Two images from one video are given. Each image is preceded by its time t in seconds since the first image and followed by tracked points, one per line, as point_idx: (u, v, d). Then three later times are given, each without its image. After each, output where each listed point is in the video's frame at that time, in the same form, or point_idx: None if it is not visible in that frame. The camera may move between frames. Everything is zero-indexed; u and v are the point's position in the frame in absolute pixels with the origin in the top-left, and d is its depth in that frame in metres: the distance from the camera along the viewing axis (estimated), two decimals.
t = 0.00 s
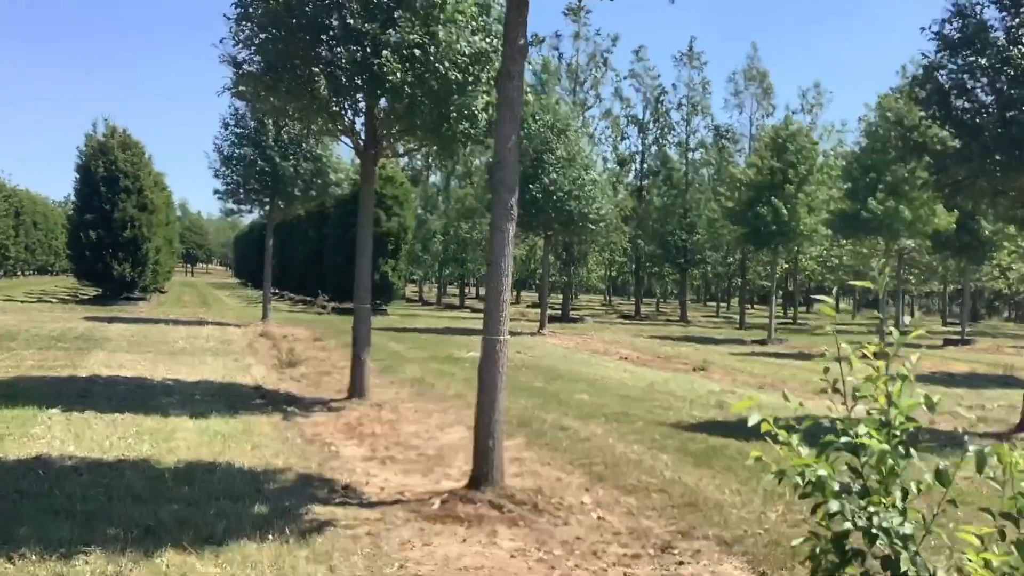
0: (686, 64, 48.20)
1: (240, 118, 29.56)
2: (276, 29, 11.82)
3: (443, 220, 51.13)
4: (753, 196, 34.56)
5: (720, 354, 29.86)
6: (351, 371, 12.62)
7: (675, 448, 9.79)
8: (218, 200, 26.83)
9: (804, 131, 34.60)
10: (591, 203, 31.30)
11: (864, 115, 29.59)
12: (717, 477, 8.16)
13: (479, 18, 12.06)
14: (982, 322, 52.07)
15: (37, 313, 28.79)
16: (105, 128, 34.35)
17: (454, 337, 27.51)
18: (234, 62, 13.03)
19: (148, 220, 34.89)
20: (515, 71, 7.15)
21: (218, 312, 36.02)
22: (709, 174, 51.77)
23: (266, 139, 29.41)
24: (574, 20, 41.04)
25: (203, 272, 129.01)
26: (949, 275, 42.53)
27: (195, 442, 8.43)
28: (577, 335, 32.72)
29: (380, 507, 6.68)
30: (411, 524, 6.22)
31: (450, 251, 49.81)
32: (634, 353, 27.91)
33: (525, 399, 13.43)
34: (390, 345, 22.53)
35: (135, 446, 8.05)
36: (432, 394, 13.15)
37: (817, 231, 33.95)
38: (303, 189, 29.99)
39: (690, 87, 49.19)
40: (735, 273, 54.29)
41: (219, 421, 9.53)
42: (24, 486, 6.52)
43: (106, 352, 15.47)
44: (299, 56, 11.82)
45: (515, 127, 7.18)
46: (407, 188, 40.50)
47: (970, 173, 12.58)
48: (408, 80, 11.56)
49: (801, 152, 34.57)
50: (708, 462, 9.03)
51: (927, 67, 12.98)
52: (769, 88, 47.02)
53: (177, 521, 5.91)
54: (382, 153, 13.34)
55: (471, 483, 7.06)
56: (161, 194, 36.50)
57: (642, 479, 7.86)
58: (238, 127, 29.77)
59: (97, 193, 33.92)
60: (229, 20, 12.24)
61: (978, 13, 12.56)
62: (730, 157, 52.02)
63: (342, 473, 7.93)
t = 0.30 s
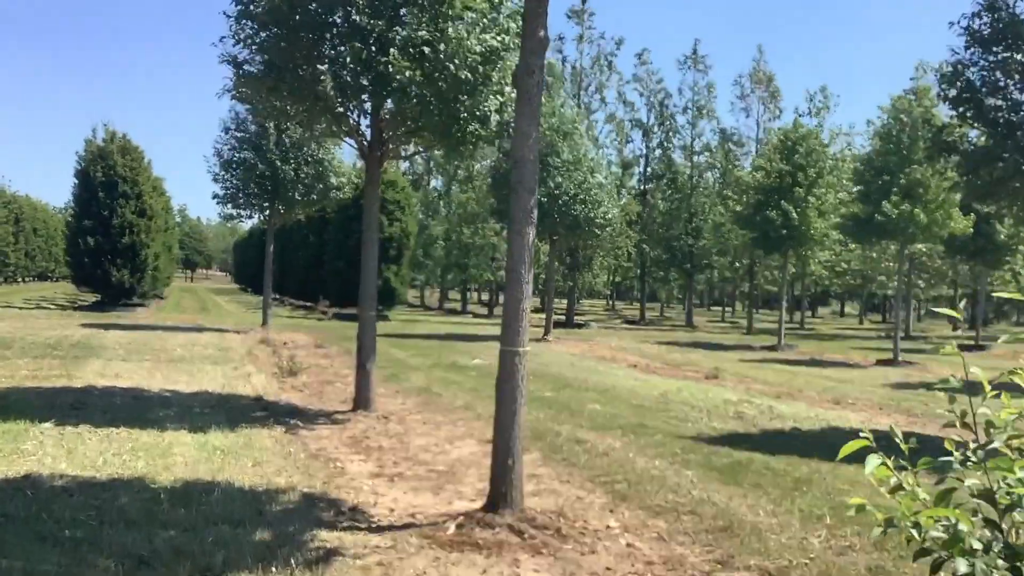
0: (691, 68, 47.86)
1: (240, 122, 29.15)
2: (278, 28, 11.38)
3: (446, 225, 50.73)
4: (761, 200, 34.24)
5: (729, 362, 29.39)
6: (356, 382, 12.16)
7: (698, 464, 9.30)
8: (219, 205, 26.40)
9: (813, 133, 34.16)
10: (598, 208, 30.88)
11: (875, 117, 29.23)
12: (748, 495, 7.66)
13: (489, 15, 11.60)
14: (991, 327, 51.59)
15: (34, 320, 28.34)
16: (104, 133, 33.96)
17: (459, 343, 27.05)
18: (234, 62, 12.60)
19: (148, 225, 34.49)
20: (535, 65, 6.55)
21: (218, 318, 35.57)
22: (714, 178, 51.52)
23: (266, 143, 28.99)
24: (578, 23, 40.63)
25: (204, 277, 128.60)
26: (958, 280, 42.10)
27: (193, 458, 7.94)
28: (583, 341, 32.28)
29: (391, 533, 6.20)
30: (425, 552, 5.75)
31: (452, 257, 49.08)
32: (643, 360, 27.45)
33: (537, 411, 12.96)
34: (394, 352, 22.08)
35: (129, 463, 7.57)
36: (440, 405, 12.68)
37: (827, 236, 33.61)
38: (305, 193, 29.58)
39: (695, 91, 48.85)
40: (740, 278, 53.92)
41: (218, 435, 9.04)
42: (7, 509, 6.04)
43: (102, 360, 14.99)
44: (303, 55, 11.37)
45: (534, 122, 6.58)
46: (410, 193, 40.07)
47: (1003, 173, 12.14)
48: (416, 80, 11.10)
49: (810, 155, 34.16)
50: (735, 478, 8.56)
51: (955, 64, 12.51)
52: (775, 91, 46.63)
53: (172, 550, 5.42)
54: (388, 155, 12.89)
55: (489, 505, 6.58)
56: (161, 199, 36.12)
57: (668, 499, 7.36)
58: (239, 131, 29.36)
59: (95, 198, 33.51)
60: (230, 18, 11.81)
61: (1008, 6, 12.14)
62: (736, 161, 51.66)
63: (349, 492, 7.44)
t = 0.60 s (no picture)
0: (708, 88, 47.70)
1: (256, 144, 29.08)
2: (297, 46, 11.14)
3: (462, 247, 50.51)
4: (784, 220, 33.87)
5: (754, 386, 28.87)
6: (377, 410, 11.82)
7: (740, 498, 8.87)
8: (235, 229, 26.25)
9: (835, 152, 33.74)
10: (619, 229, 30.57)
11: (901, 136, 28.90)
12: (797, 534, 7.22)
13: (514, 31, 11.30)
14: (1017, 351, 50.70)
15: (50, 344, 28.16)
16: (120, 156, 34.02)
17: (478, 367, 26.68)
18: (252, 81, 12.38)
19: (163, 249, 34.44)
20: (571, 78, 5.99)
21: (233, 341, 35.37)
22: (732, 199, 51.11)
23: (283, 165, 28.87)
24: (596, 43, 40.54)
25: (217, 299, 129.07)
26: (984, 301, 41.40)
27: (211, 492, 7.57)
28: (603, 365, 31.82)
29: None
30: None
31: (468, 279, 48.75)
32: (666, 384, 26.97)
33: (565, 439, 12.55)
34: (413, 376, 21.71)
35: (144, 498, 7.19)
36: (464, 433, 12.30)
37: (852, 256, 33.19)
38: (321, 216, 29.41)
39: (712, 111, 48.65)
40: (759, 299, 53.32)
41: (237, 467, 8.68)
42: (13, 552, 5.65)
43: (117, 386, 14.70)
44: (322, 74, 11.13)
45: (571, 136, 6.10)
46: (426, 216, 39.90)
47: None
48: (439, 97, 10.79)
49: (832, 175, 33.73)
50: (780, 514, 8.15)
51: (997, 81, 12.07)
52: (795, 111, 46.29)
53: None
54: (409, 174, 12.61)
55: (524, 546, 6.16)
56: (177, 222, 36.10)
57: (714, 537, 6.92)
58: (255, 153, 29.28)
59: (111, 221, 33.50)
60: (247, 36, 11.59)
61: None
62: (755, 182, 51.27)
63: (374, 529, 7.04)
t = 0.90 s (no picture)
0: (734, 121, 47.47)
1: (282, 181, 29.14)
2: (325, 79, 11.01)
3: (487, 283, 50.24)
4: (815, 253, 33.28)
5: (788, 422, 28.05)
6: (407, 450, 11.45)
7: (793, 545, 8.35)
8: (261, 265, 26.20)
9: (866, 184, 33.18)
10: (647, 263, 30.19)
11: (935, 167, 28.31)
12: None
13: (547, 60, 11.11)
14: None
15: (75, 382, 28.13)
16: (146, 194, 34.30)
17: (506, 404, 26.18)
18: (279, 114, 12.29)
19: (189, 285, 34.55)
20: (617, 104, 5.64)
21: (258, 378, 35.19)
22: (760, 232, 50.61)
23: (308, 202, 28.88)
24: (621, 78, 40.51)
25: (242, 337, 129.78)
26: None
27: (237, 540, 7.20)
28: (633, 401, 31.17)
29: None
30: None
31: (493, 314, 48.18)
32: (699, 421, 26.27)
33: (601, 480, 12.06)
34: (440, 414, 21.33)
35: (167, 547, 6.85)
36: (496, 473, 11.87)
37: (885, 290, 32.53)
38: (346, 252, 29.31)
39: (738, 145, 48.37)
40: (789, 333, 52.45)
41: (264, 512, 8.32)
42: None
43: (142, 426, 14.44)
44: (351, 107, 11.00)
45: (617, 163, 5.73)
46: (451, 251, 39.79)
47: None
48: (471, 129, 10.55)
49: (863, 208, 33.10)
50: (838, 563, 7.63)
51: None
52: (822, 144, 45.88)
53: None
54: (439, 208, 12.39)
55: None
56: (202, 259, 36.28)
57: None
58: (280, 190, 29.32)
59: (137, 259, 33.65)
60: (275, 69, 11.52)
61: None
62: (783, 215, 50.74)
63: None
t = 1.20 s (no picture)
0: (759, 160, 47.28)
1: (307, 226, 29.24)
2: (354, 118, 10.99)
3: (512, 325, 49.89)
4: (846, 291, 32.68)
5: (825, 465, 27.20)
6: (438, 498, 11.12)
7: None
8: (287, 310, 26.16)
9: (896, 220, 32.60)
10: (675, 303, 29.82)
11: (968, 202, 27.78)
12: None
13: (578, 96, 10.95)
14: None
15: (101, 431, 28.01)
16: (172, 241, 34.60)
17: (535, 449, 25.66)
18: (306, 156, 12.34)
19: (214, 331, 34.53)
20: (661, 135, 5.32)
21: (284, 424, 34.96)
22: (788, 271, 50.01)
23: (334, 246, 28.90)
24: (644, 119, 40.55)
25: (266, 382, 130.11)
26: None
27: None
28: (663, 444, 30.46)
29: None
30: None
31: (519, 357, 47.70)
32: (733, 464, 25.56)
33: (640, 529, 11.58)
34: (468, 459, 20.92)
35: None
36: (531, 522, 11.46)
37: (919, 328, 31.79)
38: (372, 295, 29.19)
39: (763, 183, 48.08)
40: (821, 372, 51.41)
41: (292, 569, 7.97)
42: None
43: (167, 476, 14.19)
44: (378, 148, 10.99)
45: (662, 199, 5.43)
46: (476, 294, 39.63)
47: None
48: (500, 166, 10.40)
49: (894, 244, 32.46)
50: None
51: None
52: (849, 181, 45.48)
53: None
54: (468, 248, 12.19)
55: None
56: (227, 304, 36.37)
57: None
58: (306, 234, 29.41)
59: (163, 305, 33.77)
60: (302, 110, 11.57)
61: None
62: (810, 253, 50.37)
63: None
